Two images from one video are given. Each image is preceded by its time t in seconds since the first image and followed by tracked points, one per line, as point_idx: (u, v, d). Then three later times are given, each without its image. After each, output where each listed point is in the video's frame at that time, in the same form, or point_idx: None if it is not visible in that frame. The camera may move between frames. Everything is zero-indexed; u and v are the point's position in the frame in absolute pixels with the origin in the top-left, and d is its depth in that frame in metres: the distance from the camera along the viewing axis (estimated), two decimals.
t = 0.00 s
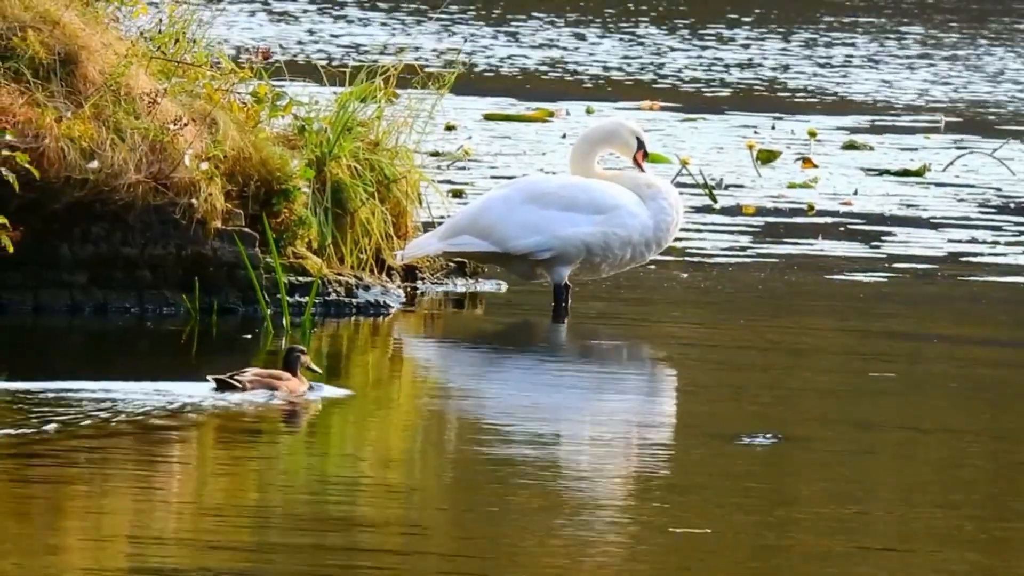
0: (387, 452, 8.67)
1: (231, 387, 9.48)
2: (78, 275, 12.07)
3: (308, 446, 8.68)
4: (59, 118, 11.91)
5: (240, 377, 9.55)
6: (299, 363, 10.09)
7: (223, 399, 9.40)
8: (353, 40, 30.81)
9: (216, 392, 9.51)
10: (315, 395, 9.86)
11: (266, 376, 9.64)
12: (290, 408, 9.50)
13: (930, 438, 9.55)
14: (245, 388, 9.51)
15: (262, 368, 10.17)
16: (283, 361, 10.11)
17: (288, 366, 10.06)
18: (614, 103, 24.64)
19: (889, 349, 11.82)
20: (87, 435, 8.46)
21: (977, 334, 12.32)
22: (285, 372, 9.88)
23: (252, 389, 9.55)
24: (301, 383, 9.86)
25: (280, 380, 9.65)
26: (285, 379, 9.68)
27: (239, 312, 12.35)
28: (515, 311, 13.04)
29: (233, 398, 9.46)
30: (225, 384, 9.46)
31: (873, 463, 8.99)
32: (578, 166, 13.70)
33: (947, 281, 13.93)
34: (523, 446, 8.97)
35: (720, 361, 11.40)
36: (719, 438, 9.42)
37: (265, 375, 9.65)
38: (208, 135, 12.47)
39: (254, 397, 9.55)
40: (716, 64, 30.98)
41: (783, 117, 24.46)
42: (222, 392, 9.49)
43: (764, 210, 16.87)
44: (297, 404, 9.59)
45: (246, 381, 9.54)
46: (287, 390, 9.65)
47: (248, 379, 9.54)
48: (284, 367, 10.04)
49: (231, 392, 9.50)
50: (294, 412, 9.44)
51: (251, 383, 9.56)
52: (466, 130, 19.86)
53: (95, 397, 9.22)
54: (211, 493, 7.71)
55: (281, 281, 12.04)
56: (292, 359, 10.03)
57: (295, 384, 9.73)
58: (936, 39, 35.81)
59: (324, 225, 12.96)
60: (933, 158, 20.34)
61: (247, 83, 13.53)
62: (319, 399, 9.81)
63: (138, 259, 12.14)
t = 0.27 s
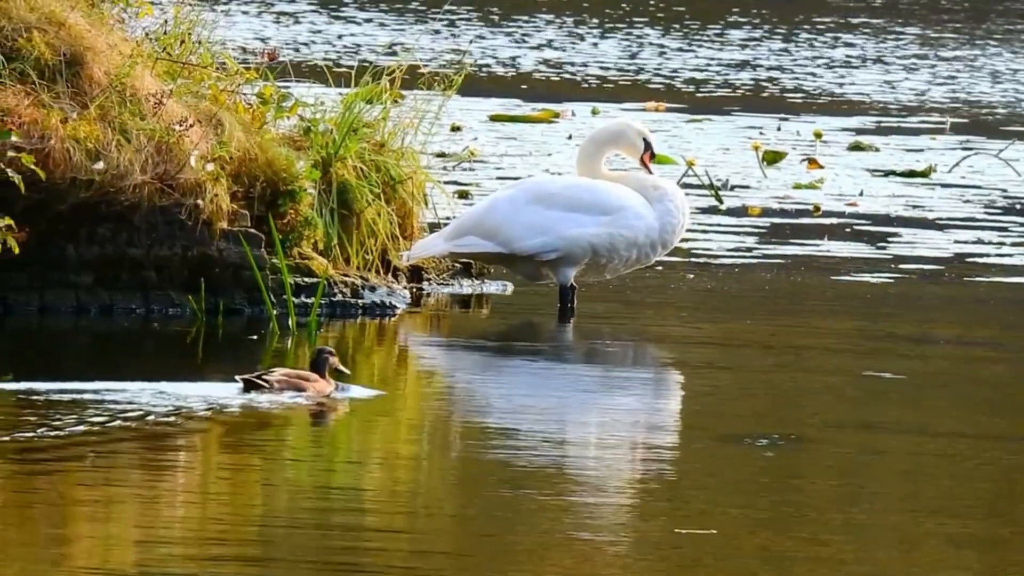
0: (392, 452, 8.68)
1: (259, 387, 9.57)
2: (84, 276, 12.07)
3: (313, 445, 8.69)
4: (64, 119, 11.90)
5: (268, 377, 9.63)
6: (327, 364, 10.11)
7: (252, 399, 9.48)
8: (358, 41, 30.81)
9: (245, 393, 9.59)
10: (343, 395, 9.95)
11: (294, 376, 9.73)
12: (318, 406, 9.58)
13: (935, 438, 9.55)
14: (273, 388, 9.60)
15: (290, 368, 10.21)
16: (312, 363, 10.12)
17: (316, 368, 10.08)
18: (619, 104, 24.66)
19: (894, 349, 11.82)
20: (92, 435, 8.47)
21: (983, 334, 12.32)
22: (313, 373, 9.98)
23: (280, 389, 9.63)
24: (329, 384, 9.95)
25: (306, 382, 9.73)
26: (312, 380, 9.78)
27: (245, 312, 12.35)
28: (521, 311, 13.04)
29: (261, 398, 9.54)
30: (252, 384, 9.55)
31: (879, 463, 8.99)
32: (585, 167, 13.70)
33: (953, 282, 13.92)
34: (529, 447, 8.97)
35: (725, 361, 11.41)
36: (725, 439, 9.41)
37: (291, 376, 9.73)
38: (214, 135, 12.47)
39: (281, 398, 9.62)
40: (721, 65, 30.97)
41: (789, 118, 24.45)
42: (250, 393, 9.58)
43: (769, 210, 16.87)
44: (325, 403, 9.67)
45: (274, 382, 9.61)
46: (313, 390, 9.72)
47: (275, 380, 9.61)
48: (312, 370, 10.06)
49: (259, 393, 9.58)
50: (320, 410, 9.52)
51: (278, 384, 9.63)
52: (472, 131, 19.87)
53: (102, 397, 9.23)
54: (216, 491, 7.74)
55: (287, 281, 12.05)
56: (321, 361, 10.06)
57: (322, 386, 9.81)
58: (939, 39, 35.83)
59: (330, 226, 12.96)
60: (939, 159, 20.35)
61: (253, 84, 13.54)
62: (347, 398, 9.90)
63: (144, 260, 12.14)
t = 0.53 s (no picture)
0: (395, 451, 8.68)
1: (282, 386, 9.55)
2: (86, 275, 12.05)
3: (316, 444, 8.68)
4: (66, 118, 11.90)
5: (292, 375, 9.61)
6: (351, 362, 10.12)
7: (275, 399, 9.49)
8: (359, 40, 30.80)
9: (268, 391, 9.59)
10: (367, 393, 9.98)
11: (317, 375, 9.75)
12: (342, 406, 9.60)
13: (938, 436, 9.55)
14: (297, 386, 9.59)
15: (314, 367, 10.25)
16: (335, 360, 10.14)
17: (341, 366, 10.09)
18: (621, 103, 24.66)
19: (897, 348, 11.82)
20: (95, 435, 8.47)
21: (985, 332, 12.32)
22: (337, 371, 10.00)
23: (304, 388, 9.64)
24: (351, 382, 9.98)
25: (330, 380, 9.75)
26: (336, 378, 9.80)
27: (247, 311, 12.35)
28: (523, 310, 13.02)
29: (283, 397, 9.55)
30: (276, 382, 9.53)
31: (883, 462, 8.97)
32: (588, 166, 13.69)
33: (956, 280, 13.92)
34: (531, 445, 8.97)
35: (728, 360, 11.39)
36: (728, 437, 9.41)
37: (315, 374, 9.74)
38: (216, 135, 12.47)
39: (305, 396, 9.63)
40: (723, 63, 30.94)
41: (792, 116, 24.42)
42: (273, 391, 9.57)
43: (772, 209, 16.87)
44: (349, 403, 9.70)
45: (298, 380, 9.59)
46: (337, 388, 9.76)
47: (299, 378, 9.61)
48: (337, 367, 10.07)
49: (281, 391, 9.57)
50: (345, 411, 9.55)
51: (302, 382, 9.64)
52: (474, 130, 19.85)
53: (105, 398, 9.21)
54: (220, 490, 7.75)
55: (289, 280, 12.06)
56: (345, 359, 10.06)
57: (345, 383, 9.84)
58: (940, 37, 35.83)
59: (332, 225, 12.96)
60: (941, 157, 20.34)
61: (255, 83, 13.54)
62: (369, 397, 9.93)
63: (146, 259, 12.13)
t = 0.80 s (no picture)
0: (396, 447, 8.70)
1: (302, 383, 9.57)
2: (88, 273, 12.04)
3: (318, 440, 8.68)
4: (68, 116, 11.91)
5: (313, 372, 9.62)
6: (370, 359, 10.25)
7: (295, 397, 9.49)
8: (359, 38, 30.77)
9: (288, 390, 9.60)
10: (388, 390, 10.01)
11: (339, 371, 9.76)
12: (364, 403, 9.62)
13: (939, 433, 9.56)
14: (318, 383, 9.60)
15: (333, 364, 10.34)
16: (355, 359, 10.26)
17: (359, 363, 10.23)
18: (622, 100, 24.67)
19: (897, 345, 11.83)
20: (97, 431, 8.47)
21: (985, 330, 12.34)
22: (357, 368, 10.06)
23: (324, 384, 9.64)
24: (373, 378, 10.00)
25: (351, 377, 9.77)
26: (357, 375, 9.82)
27: (249, 309, 12.35)
28: (525, 308, 13.03)
29: (304, 395, 9.56)
30: (296, 379, 9.55)
31: (885, 460, 8.98)
32: (590, 164, 13.69)
33: (957, 277, 13.93)
34: (532, 442, 8.98)
35: (730, 358, 11.39)
36: (729, 434, 9.41)
37: (336, 372, 9.74)
38: (217, 132, 12.48)
39: (326, 393, 9.64)
40: (723, 60, 30.93)
41: (792, 114, 24.41)
42: (293, 389, 9.58)
43: (773, 206, 16.88)
44: (370, 400, 9.73)
45: (318, 376, 9.60)
46: (358, 385, 9.77)
47: (321, 374, 9.63)
48: (355, 365, 10.20)
49: (300, 390, 9.58)
50: (368, 407, 9.57)
51: (324, 378, 9.66)
52: (476, 128, 19.84)
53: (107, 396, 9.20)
54: (221, 487, 7.76)
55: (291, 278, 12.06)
56: (364, 356, 10.20)
57: (366, 379, 9.85)
58: (941, 35, 35.84)
59: (334, 223, 12.96)
60: (942, 155, 20.35)
61: (255, 81, 13.55)
62: (390, 394, 9.96)
63: (148, 257, 12.12)
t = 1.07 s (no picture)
0: (396, 447, 8.71)
1: (326, 381, 9.66)
2: (89, 272, 12.03)
3: (318, 440, 8.69)
4: (69, 114, 11.92)
5: (337, 371, 9.71)
6: (392, 357, 10.31)
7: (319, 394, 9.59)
8: (360, 38, 30.82)
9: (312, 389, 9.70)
10: (409, 389, 10.09)
11: (361, 371, 9.84)
12: (386, 401, 9.70)
13: (939, 434, 9.56)
14: (342, 382, 9.69)
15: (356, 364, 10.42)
16: (376, 357, 10.32)
17: (381, 361, 10.28)
18: (624, 100, 24.68)
19: (898, 346, 11.83)
20: (97, 431, 8.48)
21: (985, 331, 12.34)
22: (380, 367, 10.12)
23: (347, 382, 9.72)
24: (394, 377, 10.07)
25: (373, 376, 9.84)
26: (379, 374, 9.89)
27: (249, 308, 12.34)
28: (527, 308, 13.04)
29: (328, 393, 9.65)
30: (320, 378, 9.65)
31: (886, 460, 8.97)
32: (591, 165, 13.69)
33: (958, 278, 13.93)
34: (532, 442, 8.98)
35: (731, 358, 11.39)
36: (730, 435, 9.41)
37: (359, 370, 9.82)
38: (219, 131, 12.47)
39: (349, 392, 9.72)
40: (724, 60, 30.94)
41: (793, 115, 24.42)
42: (318, 388, 9.67)
43: (774, 207, 16.88)
44: (393, 398, 9.80)
45: (342, 375, 9.69)
46: (380, 384, 9.84)
47: (345, 374, 9.71)
48: (377, 362, 10.26)
49: (326, 388, 9.68)
50: (390, 406, 9.63)
51: (347, 378, 9.73)
52: (478, 128, 19.85)
53: (108, 395, 9.21)
54: (221, 487, 7.76)
55: (292, 277, 12.06)
56: (386, 355, 10.25)
57: (389, 378, 9.93)
58: (942, 35, 35.84)
59: (335, 222, 12.95)
60: (944, 156, 20.35)
61: (257, 80, 13.57)
62: (412, 393, 10.03)
63: (149, 256, 12.13)
